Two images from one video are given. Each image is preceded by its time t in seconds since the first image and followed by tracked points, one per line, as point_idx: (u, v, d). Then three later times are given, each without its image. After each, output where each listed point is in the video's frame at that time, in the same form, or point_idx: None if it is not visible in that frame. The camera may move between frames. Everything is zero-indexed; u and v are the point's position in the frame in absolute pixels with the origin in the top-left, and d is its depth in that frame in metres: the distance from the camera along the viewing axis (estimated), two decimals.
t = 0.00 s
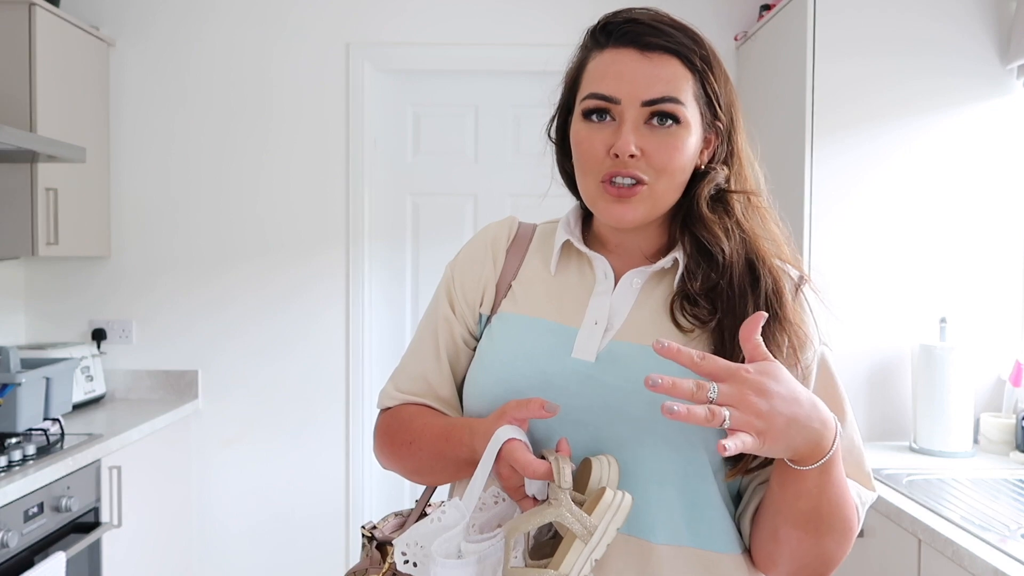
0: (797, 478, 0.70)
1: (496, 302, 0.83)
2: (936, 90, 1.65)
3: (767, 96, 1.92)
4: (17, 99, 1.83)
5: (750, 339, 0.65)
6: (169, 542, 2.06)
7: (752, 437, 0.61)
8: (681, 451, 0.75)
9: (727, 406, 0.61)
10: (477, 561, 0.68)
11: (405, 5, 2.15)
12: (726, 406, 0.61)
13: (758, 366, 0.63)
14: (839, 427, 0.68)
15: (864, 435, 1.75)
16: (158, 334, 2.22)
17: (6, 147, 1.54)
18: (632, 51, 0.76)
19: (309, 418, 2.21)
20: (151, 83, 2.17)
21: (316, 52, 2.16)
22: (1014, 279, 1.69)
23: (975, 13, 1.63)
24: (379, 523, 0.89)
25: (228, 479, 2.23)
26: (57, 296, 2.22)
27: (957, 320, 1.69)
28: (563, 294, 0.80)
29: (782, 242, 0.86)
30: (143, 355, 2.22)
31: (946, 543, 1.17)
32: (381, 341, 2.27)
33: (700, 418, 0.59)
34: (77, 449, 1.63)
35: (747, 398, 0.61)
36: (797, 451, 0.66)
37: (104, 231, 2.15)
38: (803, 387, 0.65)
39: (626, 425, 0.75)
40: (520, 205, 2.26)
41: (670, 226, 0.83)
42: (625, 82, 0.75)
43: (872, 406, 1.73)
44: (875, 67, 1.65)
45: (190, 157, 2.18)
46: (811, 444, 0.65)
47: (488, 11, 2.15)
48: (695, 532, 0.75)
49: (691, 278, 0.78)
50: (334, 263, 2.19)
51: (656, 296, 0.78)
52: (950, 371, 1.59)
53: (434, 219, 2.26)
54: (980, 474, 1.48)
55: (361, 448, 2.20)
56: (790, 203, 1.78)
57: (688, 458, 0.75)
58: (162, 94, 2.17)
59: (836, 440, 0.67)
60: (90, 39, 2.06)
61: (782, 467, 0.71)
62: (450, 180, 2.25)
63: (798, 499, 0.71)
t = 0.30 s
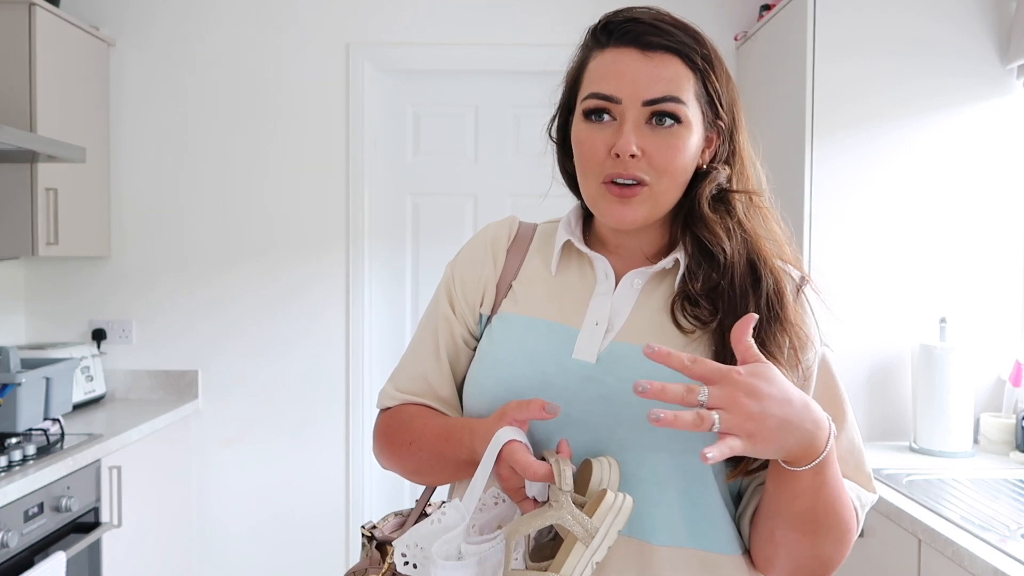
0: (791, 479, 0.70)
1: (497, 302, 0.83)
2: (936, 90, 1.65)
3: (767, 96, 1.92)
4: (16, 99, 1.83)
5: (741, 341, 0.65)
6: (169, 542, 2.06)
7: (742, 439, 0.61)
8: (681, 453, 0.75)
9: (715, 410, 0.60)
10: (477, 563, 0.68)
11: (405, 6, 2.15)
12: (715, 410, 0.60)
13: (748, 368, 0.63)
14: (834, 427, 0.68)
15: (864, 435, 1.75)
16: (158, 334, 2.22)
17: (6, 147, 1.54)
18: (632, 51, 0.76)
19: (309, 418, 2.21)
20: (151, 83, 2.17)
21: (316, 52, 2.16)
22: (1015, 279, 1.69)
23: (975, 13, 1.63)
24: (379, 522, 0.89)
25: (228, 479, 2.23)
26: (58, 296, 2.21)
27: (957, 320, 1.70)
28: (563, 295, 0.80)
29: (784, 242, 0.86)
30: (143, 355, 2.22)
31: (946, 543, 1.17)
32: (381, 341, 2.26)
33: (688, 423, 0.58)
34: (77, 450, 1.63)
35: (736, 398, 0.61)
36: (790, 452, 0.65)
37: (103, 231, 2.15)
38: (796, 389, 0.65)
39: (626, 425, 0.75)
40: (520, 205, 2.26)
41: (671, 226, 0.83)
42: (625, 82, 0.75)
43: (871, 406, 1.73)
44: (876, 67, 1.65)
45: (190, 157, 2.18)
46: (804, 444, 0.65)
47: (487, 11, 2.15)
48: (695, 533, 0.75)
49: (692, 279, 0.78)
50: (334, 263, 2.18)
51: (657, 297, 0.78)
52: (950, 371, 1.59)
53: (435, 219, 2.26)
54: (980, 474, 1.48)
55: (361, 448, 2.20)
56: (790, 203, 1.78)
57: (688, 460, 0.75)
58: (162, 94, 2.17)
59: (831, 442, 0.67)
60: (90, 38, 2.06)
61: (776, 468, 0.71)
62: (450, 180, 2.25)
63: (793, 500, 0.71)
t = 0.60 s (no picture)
0: (783, 470, 0.71)
1: (495, 302, 0.83)
2: (935, 90, 1.65)
3: (767, 96, 1.92)
4: (16, 99, 1.83)
5: (748, 321, 0.67)
6: (169, 542, 2.06)
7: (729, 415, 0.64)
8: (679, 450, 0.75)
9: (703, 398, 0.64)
10: (478, 561, 0.68)
11: (405, 6, 2.15)
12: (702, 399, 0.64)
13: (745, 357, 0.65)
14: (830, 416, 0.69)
15: (864, 435, 1.75)
16: (158, 334, 2.22)
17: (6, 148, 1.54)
18: (637, 53, 0.76)
19: (310, 417, 2.21)
20: (151, 83, 2.17)
21: (315, 52, 2.16)
22: (1015, 280, 1.68)
23: (975, 12, 1.63)
24: (375, 526, 0.88)
25: (228, 479, 2.23)
26: (58, 297, 2.22)
27: (957, 321, 1.69)
28: (561, 294, 0.80)
29: (787, 249, 0.86)
30: (143, 355, 2.23)
31: (945, 543, 1.17)
32: (381, 341, 2.26)
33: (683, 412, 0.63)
34: (77, 450, 1.63)
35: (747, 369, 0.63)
36: (780, 438, 0.68)
37: (103, 232, 2.15)
38: (792, 373, 0.67)
39: (625, 424, 0.75)
40: (519, 205, 2.26)
41: (672, 230, 0.83)
42: (630, 84, 0.76)
43: (871, 406, 1.73)
44: (875, 67, 1.65)
45: (190, 158, 2.18)
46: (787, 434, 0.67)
47: (487, 10, 2.15)
48: (692, 532, 0.75)
49: (693, 285, 0.78)
50: (334, 263, 2.19)
51: (655, 298, 0.78)
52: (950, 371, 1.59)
53: (435, 219, 2.26)
54: (980, 474, 1.48)
55: (361, 448, 2.20)
56: (790, 202, 1.78)
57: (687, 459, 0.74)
58: (162, 94, 2.17)
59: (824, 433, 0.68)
60: (90, 39, 2.06)
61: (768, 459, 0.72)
62: (450, 180, 2.25)
63: (785, 494, 0.71)
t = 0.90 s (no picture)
0: (809, 455, 0.71)
1: (496, 302, 0.84)
2: (936, 90, 1.65)
3: (767, 96, 1.92)
4: (16, 99, 1.83)
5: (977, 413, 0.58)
6: (169, 542, 2.06)
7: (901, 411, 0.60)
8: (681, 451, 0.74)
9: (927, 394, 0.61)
10: (472, 558, 0.68)
11: (405, 6, 2.15)
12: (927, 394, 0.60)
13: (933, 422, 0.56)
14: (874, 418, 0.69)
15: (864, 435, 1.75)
16: (158, 334, 2.22)
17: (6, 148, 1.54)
18: (618, 53, 0.76)
19: (310, 417, 2.21)
20: (150, 83, 2.17)
21: (315, 52, 2.16)
22: (1015, 280, 1.68)
23: (975, 12, 1.63)
24: (378, 525, 0.88)
25: (228, 479, 2.23)
26: (57, 297, 2.22)
27: (957, 320, 1.70)
28: (562, 294, 0.80)
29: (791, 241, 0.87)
30: (143, 355, 2.23)
31: (946, 543, 1.17)
32: (381, 341, 2.26)
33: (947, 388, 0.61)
34: (77, 450, 1.63)
35: (948, 439, 0.52)
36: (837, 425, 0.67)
37: (103, 232, 2.15)
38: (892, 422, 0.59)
39: (625, 425, 0.74)
40: (519, 205, 2.26)
41: (666, 231, 0.83)
42: (611, 84, 0.76)
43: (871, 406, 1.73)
44: (876, 66, 1.65)
45: (190, 158, 2.18)
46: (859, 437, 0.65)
47: (487, 10, 2.15)
48: (696, 532, 0.75)
49: (688, 287, 0.78)
50: (334, 263, 2.19)
51: (654, 297, 0.78)
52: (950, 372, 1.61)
53: (434, 219, 2.26)
54: (980, 474, 1.48)
55: (361, 448, 2.20)
56: (790, 202, 1.78)
57: (688, 458, 0.75)
58: (161, 94, 2.18)
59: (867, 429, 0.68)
60: (90, 39, 2.06)
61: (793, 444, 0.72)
62: (450, 180, 2.25)
63: (805, 480, 0.72)
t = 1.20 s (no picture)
0: (804, 455, 0.71)
1: (497, 302, 0.84)
2: (935, 90, 1.65)
3: (767, 96, 1.92)
4: (16, 99, 1.83)
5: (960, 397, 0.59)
6: (169, 543, 2.06)
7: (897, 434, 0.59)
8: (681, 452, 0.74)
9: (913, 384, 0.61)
10: (473, 558, 0.68)
11: (405, 6, 2.15)
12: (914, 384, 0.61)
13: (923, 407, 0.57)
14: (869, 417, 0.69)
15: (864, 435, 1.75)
16: (158, 334, 2.22)
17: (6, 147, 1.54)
18: (618, 55, 0.76)
19: (310, 417, 2.21)
20: (150, 83, 2.17)
21: (315, 52, 2.16)
22: (1014, 280, 1.69)
23: (975, 12, 1.63)
24: (382, 524, 0.89)
25: (229, 479, 2.23)
26: (57, 297, 2.21)
27: (957, 320, 1.70)
28: (564, 294, 0.80)
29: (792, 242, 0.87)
30: (143, 355, 2.23)
31: (945, 543, 1.17)
32: (381, 341, 2.26)
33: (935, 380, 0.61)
34: (77, 450, 1.63)
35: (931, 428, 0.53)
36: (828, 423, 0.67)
37: (103, 232, 2.15)
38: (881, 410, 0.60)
39: (623, 425, 0.74)
40: (519, 205, 2.26)
41: (669, 230, 0.83)
42: (612, 87, 0.76)
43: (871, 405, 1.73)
44: (875, 66, 1.65)
45: (189, 157, 2.18)
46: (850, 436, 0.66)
47: (487, 10, 2.15)
48: (697, 532, 0.75)
49: (691, 285, 0.78)
50: (334, 263, 2.19)
51: (656, 298, 0.78)
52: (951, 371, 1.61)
53: (434, 219, 2.26)
54: (980, 474, 1.48)
55: (361, 448, 2.20)
56: (790, 202, 1.78)
57: (689, 460, 0.74)
58: (161, 93, 2.17)
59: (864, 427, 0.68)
60: (90, 39, 2.06)
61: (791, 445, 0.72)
62: (450, 180, 2.25)
63: (802, 482, 0.72)
